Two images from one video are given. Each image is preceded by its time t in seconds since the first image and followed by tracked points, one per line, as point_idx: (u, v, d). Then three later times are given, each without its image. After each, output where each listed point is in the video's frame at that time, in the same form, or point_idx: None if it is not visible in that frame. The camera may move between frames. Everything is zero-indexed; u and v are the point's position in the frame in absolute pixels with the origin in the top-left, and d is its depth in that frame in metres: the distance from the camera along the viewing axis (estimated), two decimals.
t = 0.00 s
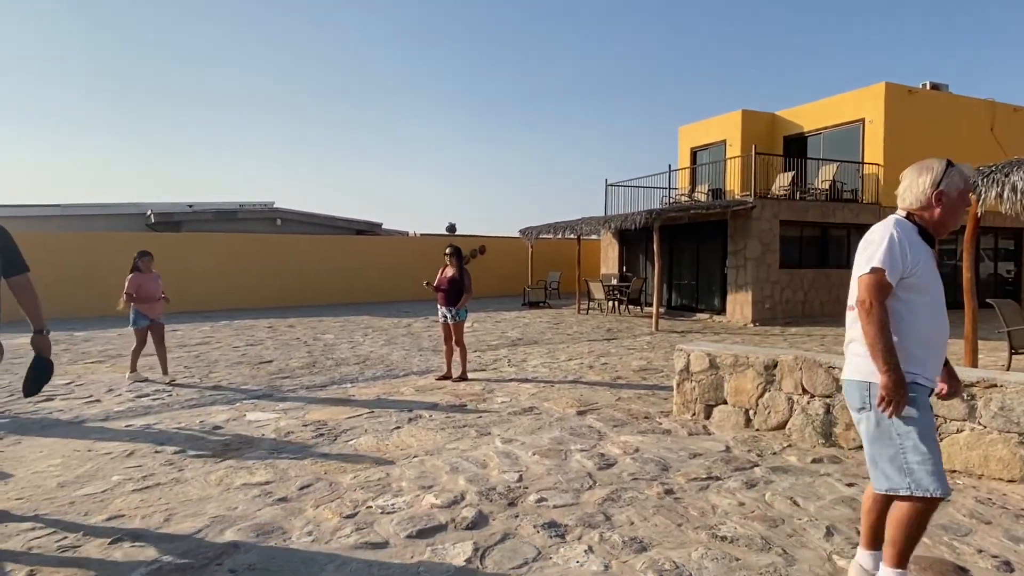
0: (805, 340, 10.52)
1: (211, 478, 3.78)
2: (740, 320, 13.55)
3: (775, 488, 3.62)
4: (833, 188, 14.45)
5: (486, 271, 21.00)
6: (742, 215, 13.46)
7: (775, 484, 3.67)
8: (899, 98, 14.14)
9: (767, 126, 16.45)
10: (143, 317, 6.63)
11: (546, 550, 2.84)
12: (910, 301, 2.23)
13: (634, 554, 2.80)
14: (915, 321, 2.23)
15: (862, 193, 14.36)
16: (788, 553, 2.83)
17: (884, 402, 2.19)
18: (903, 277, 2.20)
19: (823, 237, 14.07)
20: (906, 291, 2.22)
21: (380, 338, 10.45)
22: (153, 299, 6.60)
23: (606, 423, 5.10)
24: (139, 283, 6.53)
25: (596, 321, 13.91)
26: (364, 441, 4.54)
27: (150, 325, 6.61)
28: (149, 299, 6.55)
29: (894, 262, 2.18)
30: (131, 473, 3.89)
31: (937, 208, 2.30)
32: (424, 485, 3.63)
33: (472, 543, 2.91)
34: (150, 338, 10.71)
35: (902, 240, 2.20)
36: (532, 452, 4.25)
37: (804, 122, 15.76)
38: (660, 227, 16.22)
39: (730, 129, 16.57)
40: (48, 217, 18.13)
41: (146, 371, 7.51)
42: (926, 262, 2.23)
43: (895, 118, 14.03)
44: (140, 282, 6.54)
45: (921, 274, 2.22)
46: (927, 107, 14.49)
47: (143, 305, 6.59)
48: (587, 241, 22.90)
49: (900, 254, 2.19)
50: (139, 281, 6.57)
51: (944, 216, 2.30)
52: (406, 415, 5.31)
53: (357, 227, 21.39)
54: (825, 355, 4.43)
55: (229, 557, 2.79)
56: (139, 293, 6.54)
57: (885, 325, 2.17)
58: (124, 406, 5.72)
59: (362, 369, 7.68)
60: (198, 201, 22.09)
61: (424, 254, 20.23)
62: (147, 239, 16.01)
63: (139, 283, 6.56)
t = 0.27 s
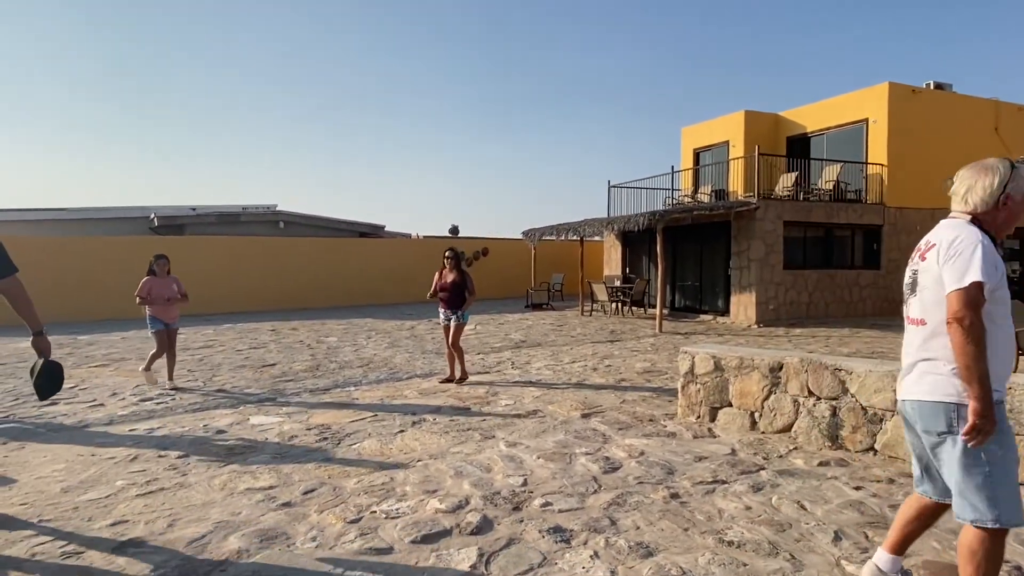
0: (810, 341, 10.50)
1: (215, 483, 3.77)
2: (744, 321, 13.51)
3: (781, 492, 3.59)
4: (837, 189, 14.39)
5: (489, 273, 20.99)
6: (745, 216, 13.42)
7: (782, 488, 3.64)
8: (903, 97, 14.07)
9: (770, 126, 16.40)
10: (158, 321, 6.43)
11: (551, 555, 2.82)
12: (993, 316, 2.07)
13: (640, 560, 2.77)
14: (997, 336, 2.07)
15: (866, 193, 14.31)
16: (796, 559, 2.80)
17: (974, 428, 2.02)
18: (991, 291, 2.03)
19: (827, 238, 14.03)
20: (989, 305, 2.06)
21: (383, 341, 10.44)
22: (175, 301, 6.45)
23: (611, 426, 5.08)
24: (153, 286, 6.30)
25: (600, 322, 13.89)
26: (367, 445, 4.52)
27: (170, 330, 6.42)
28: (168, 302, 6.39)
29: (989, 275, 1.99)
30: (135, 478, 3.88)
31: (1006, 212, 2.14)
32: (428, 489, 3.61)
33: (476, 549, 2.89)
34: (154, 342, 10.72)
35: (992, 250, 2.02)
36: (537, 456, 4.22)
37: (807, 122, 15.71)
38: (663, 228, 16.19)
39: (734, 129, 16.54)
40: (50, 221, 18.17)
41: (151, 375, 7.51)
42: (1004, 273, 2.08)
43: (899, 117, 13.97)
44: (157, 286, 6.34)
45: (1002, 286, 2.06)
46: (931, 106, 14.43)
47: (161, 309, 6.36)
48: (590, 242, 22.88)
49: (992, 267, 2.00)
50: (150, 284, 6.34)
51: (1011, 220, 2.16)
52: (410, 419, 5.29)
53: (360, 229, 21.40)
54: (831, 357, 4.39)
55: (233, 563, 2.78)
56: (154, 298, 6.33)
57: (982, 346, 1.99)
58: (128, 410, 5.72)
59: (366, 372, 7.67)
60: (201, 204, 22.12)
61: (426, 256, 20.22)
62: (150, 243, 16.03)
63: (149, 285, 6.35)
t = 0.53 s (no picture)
0: (815, 341, 10.47)
1: (221, 485, 3.78)
2: (749, 322, 13.47)
3: (788, 492, 3.57)
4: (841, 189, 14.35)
5: (492, 275, 20.99)
6: (749, 217, 13.39)
7: (789, 489, 3.62)
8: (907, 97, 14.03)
9: (773, 127, 16.38)
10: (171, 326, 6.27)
11: (557, 556, 2.81)
12: None
13: (646, 560, 2.76)
14: None
15: (870, 193, 14.27)
16: (804, 558, 2.79)
17: None
18: None
19: (832, 238, 13.99)
20: None
21: (387, 343, 10.45)
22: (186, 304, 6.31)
23: (616, 427, 5.07)
24: (169, 291, 6.11)
25: (604, 324, 13.88)
26: (372, 447, 4.52)
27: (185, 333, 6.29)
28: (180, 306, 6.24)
29: None
30: (141, 480, 3.89)
31: None
32: (433, 490, 3.61)
33: (482, 550, 2.88)
34: (159, 345, 10.75)
35: None
36: (542, 457, 4.22)
37: (810, 122, 15.68)
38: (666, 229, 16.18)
39: (737, 130, 16.52)
40: (55, 226, 18.24)
41: (156, 378, 7.53)
42: None
43: (904, 117, 13.92)
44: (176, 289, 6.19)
45: None
46: (935, 106, 14.38)
47: (178, 313, 6.21)
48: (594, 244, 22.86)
49: None
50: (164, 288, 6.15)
51: None
52: (415, 420, 5.29)
53: (363, 232, 21.43)
54: (838, 356, 4.36)
55: (239, 564, 2.78)
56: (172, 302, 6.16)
57: None
58: (133, 413, 5.73)
59: (370, 374, 7.68)
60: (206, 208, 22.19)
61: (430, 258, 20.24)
62: (154, 247, 16.08)
63: (162, 289, 6.15)
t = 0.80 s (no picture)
0: (821, 343, 10.42)
1: (227, 488, 3.78)
2: (755, 324, 13.43)
3: (796, 494, 3.55)
4: (846, 190, 14.30)
5: (497, 279, 20.99)
6: (754, 218, 13.36)
7: (796, 490, 3.61)
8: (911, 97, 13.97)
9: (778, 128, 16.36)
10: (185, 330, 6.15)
11: (563, 557, 2.80)
12: None
13: (653, 561, 2.75)
14: None
15: (875, 194, 14.23)
16: (812, 559, 2.77)
17: None
18: None
19: (837, 239, 13.94)
20: None
21: (392, 347, 10.45)
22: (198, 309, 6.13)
23: (622, 429, 5.05)
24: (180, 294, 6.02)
25: (609, 326, 13.86)
26: (378, 449, 4.52)
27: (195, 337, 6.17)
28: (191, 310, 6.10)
29: None
30: (147, 483, 3.89)
31: None
32: (439, 492, 3.61)
33: (488, 552, 2.87)
34: (165, 349, 10.78)
35: None
36: (548, 459, 4.20)
37: (815, 123, 15.64)
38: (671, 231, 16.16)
39: (741, 132, 16.50)
40: (61, 231, 18.33)
41: (162, 382, 7.55)
42: None
43: (908, 117, 13.87)
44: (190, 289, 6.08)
45: None
46: (940, 105, 14.33)
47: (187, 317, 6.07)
48: (598, 246, 22.84)
49: None
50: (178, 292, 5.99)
51: None
52: (420, 423, 5.29)
53: (368, 236, 21.46)
54: (845, 357, 4.34)
55: (245, 566, 2.78)
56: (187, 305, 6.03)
57: None
58: (139, 417, 5.74)
59: (375, 377, 7.68)
60: (211, 212, 22.25)
61: (435, 261, 20.24)
62: (160, 251, 16.13)
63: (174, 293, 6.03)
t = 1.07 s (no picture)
0: (828, 345, 10.38)
1: (233, 492, 3.79)
2: (761, 327, 13.38)
3: (804, 496, 3.54)
4: (852, 192, 14.26)
5: (502, 283, 21.00)
6: (759, 221, 13.33)
7: (804, 493, 3.59)
8: (916, 99, 13.93)
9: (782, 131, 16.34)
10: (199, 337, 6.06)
11: (571, 560, 2.79)
12: None
13: (661, 564, 2.74)
14: None
15: (881, 196, 14.18)
16: (821, 562, 2.75)
17: None
18: None
19: (843, 241, 13.89)
20: None
21: (398, 351, 10.47)
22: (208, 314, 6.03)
23: (628, 432, 5.04)
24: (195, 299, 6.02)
25: (614, 330, 13.84)
26: (384, 453, 4.53)
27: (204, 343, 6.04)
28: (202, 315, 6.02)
29: None
30: (154, 488, 3.90)
31: None
32: (446, 495, 3.60)
33: (496, 555, 2.87)
34: (171, 355, 10.83)
35: None
36: (554, 463, 4.20)
37: (820, 126, 15.61)
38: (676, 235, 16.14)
39: (746, 135, 16.48)
40: (69, 238, 18.46)
41: (168, 387, 7.57)
42: None
43: (914, 119, 13.83)
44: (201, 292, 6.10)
45: None
46: (945, 107, 14.28)
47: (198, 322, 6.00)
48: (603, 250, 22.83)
49: None
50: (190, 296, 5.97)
51: None
52: (426, 427, 5.29)
53: (373, 241, 21.52)
54: (852, 359, 4.32)
55: (253, 569, 2.78)
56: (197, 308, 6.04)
57: None
58: (147, 422, 5.76)
59: (381, 381, 7.69)
60: (217, 219, 22.36)
61: (440, 266, 20.27)
62: (167, 258, 16.21)
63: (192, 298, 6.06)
